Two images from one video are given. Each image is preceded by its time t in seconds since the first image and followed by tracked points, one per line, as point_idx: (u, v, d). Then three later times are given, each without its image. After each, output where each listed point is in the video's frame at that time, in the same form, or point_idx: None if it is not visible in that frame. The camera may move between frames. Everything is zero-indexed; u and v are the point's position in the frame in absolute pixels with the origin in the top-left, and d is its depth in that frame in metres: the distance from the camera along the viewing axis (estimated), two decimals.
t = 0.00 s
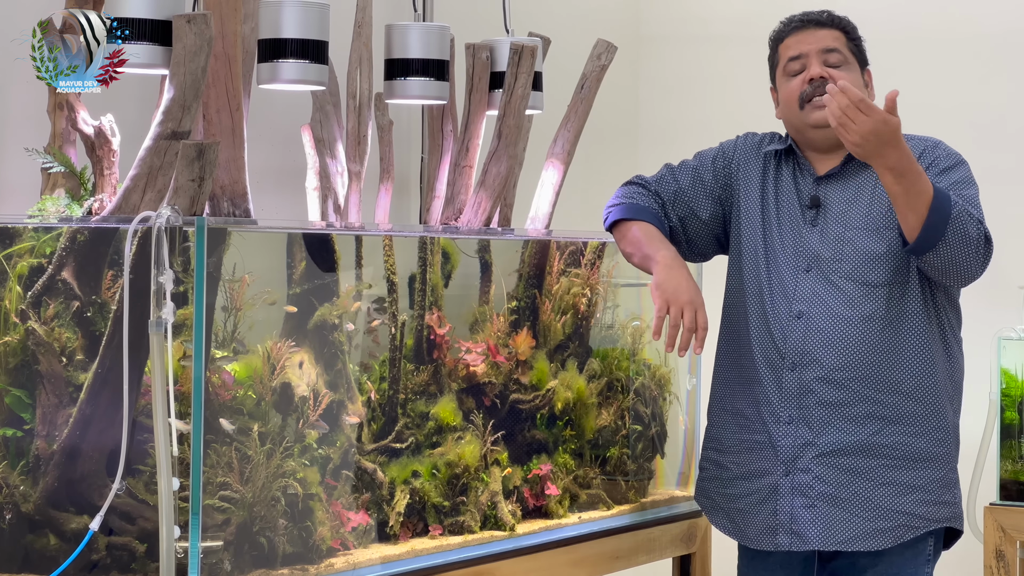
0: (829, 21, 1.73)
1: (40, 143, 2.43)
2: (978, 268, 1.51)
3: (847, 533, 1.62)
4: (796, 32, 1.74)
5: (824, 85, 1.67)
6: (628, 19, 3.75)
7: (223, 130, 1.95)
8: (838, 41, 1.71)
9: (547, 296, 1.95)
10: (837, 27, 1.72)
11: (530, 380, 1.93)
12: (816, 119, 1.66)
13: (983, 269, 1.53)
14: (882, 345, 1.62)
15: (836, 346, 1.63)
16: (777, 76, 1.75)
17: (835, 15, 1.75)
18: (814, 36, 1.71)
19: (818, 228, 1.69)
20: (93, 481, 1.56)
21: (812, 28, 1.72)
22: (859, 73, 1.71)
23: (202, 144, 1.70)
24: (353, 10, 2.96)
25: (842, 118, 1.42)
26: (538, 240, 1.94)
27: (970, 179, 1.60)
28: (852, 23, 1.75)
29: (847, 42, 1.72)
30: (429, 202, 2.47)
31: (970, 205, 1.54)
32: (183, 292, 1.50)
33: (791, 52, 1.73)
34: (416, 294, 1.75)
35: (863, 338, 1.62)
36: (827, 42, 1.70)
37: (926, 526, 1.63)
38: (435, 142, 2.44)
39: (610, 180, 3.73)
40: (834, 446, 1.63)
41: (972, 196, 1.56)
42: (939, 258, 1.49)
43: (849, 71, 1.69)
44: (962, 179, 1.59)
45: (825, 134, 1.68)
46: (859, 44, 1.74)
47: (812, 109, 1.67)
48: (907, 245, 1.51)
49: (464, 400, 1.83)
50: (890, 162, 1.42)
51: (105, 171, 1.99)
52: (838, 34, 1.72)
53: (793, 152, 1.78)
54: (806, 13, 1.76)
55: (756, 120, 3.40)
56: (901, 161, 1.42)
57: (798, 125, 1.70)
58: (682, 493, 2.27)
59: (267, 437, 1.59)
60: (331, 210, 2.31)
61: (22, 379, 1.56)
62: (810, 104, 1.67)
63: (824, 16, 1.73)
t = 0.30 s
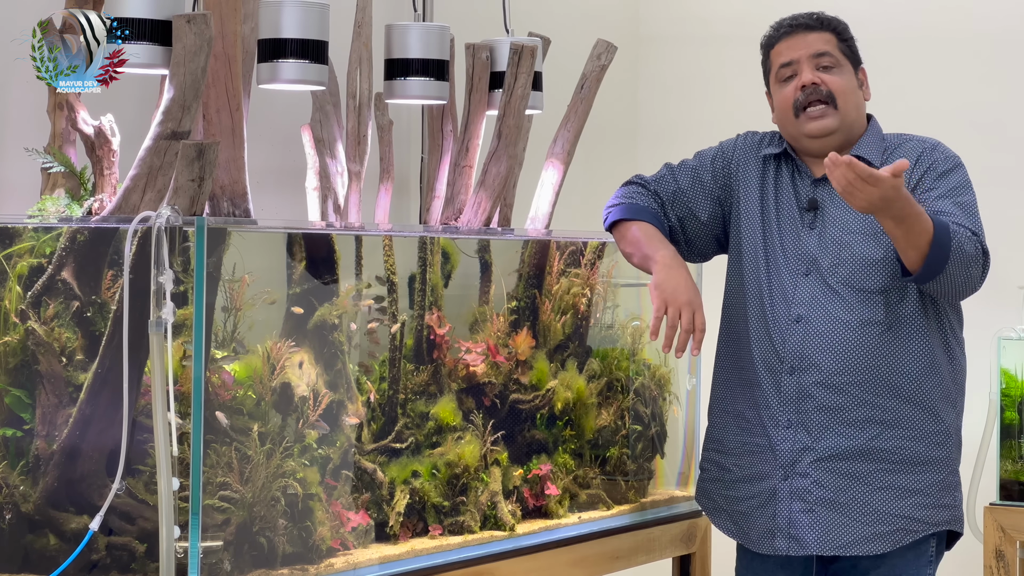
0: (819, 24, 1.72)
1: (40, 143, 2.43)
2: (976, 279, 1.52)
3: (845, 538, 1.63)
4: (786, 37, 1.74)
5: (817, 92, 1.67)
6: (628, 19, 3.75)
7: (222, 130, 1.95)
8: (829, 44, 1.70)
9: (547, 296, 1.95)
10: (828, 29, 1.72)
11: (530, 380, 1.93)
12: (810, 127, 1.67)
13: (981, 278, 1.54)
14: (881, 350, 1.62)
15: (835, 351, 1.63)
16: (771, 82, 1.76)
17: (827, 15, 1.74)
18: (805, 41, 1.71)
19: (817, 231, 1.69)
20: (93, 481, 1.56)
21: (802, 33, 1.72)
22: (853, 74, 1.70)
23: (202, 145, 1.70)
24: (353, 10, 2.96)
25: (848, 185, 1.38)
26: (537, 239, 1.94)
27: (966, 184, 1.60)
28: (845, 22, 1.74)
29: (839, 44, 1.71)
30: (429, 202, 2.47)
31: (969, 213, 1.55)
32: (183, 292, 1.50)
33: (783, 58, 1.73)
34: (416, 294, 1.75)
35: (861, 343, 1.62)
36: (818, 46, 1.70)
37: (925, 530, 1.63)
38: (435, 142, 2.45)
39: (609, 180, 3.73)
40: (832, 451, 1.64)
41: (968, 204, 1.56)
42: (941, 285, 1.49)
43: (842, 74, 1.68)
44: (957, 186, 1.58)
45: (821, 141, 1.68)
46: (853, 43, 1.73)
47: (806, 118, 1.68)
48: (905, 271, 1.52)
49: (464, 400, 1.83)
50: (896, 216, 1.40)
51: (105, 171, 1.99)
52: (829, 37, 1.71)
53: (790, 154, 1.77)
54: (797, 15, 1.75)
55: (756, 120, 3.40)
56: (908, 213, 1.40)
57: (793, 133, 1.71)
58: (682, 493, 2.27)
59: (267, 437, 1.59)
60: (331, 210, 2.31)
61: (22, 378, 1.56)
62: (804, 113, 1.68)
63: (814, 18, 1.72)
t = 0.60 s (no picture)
0: (811, 27, 1.70)
1: (39, 143, 2.43)
2: (975, 296, 1.53)
3: (842, 541, 1.63)
4: (779, 43, 1.72)
5: (809, 100, 1.66)
6: (627, 19, 3.75)
7: (222, 130, 1.95)
8: (822, 49, 1.68)
9: (547, 296, 1.95)
10: (821, 32, 1.70)
11: (530, 381, 1.93)
12: (804, 134, 1.66)
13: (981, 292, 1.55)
14: (879, 354, 1.62)
15: (833, 355, 1.64)
16: (766, 88, 1.75)
17: (820, 17, 1.72)
18: (797, 47, 1.70)
19: (815, 235, 1.69)
20: (93, 481, 1.56)
21: (794, 38, 1.70)
22: (847, 79, 1.68)
23: (202, 145, 1.70)
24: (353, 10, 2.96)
25: (843, 223, 1.39)
26: (537, 240, 1.94)
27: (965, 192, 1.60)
28: (840, 23, 1.72)
29: (832, 48, 1.69)
30: (429, 202, 2.47)
31: (968, 224, 1.54)
32: (183, 291, 1.50)
33: (776, 66, 1.72)
34: (416, 294, 1.75)
35: (860, 346, 1.62)
36: (810, 52, 1.68)
37: (922, 533, 1.63)
38: (434, 142, 2.45)
39: (607, 179, 3.72)
40: (829, 455, 1.64)
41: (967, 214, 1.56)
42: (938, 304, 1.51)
43: (835, 80, 1.67)
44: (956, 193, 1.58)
45: (816, 146, 1.67)
46: (847, 46, 1.71)
47: (800, 125, 1.66)
48: (901, 291, 1.53)
49: (464, 400, 1.83)
50: (892, 246, 1.42)
51: (105, 171, 1.99)
52: (822, 41, 1.69)
53: (789, 158, 1.77)
54: (789, 19, 1.73)
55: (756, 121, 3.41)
56: (904, 241, 1.42)
57: (788, 139, 1.70)
58: (682, 493, 2.27)
59: (267, 438, 1.59)
60: (331, 210, 2.31)
61: (22, 379, 1.55)
62: (798, 120, 1.67)
63: (806, 22, 1.71)
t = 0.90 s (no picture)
0: (807, 28, 1.67)
1: (39, 144, 2.43)
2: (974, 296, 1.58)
3: (840, 542, 1.65)
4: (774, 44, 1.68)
5: (806, 104, 1.64)
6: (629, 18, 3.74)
7: (223, 130, 1.95)
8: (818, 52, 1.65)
9: (547, 296, 1.95)
10: (816, 33, 1.66)
11: (530, 381, 1.93)
12: (800, 136, 1.65)
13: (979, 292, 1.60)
14: (876, 356, 1.62)
15: (830, 358, 1.64)
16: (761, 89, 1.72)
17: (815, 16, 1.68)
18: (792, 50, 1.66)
19: (813, 236, 1.68)
20: (93, 481, 1.56)
21: (790, 40, 1.66)
22: (843, 81, 1.65)
23: (202, 145, 1.71)
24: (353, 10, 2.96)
25: (836, 227, 1.51)
26: (537, 240, 1.94)
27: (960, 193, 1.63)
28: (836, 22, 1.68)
29: (828, 50, 1.65)
30: (429, 203, 2.47)
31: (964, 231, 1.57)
32: (183, 291, 1.53)
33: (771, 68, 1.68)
34: (416, 294, 1.75)
35: (857, 349, 1.63)
36: (806, 55, 1.65)
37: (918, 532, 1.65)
38: (435, 143, 2.45)
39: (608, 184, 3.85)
40: (827, 456, 1.65)
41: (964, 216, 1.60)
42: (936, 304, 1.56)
43: (831, 84, 1.64)
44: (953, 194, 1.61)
45: (812, 149, 1.66)
46: (843, 46, 1.67)
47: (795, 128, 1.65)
48: (900, 294, 1.60)
49: (464, 400, 1.83)
50: (889, 249, 1.51)
51: (106, 171, 1.98)
52: (817, 43, 1.65)
53: (787, 159, 1.73)
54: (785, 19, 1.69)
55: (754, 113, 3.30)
56: (903, 245, 1.50)
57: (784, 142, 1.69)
58: (682, 493, 2.20)
59: (268, 438, 1.60)
60: (332, 209, 2.31)
61: (23, 378, 1.55)
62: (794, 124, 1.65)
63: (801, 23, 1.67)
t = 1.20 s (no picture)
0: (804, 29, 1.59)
1: (41, 143, 2.43)
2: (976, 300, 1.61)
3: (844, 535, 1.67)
4: (770, 44, 1.61)
5: (796, 108, 1.60)
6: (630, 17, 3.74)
7: (224, 130, 1.96)
8: (813, 57, 1.58)
9: (547, 296, 1.95)
10: (813, 36, 1.58)
11: (532, 380, 1.93)
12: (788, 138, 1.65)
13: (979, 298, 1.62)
14: (875, 356, 1.63)
15: (830, 360, 1.65)
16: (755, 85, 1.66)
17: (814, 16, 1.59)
18: (787, 52, 1.59)
19: (808, 241, 1.70)
20: (95, 481, 1.56)
21: (786, 42, 1.58)
22: (837, 84, 1.59)
23: (204, 145, 1.75)
24: (355, 10, 2.96)
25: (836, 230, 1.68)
26: (539, 240, 1.94)
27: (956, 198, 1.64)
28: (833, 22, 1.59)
29: (824, 54, 1.58)
30: (430, 202, 2.42)
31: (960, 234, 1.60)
32: (185, 289, 1.54)
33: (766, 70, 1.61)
34: (418, 294, 1.75)
35: (857, 349, 1.64)
36: (799, 59, 1.58)
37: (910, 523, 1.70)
38: (435, 142, 2.41)
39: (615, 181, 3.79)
40: (828, 455, 1.67)
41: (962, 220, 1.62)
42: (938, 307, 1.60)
43: (824, 88, 1.58)
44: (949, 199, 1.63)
45: (801, 149, 1.65)
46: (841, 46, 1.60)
47: (785, 128, 1.64)
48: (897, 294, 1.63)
49: (466, 400, 1.83)
50: (888, 249, 1.63)
51: (106, 170, 2.01)
52: (813, 47, 1.58)
53: (778, 163, 1.72)
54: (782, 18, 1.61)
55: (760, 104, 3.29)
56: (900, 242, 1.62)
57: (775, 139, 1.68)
58: (681, 493, 2.12)
59: (269, 437, 1.60)
60: (333, 209, 2.31)
61: (24, 378, 1.54)
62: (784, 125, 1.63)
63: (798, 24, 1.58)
